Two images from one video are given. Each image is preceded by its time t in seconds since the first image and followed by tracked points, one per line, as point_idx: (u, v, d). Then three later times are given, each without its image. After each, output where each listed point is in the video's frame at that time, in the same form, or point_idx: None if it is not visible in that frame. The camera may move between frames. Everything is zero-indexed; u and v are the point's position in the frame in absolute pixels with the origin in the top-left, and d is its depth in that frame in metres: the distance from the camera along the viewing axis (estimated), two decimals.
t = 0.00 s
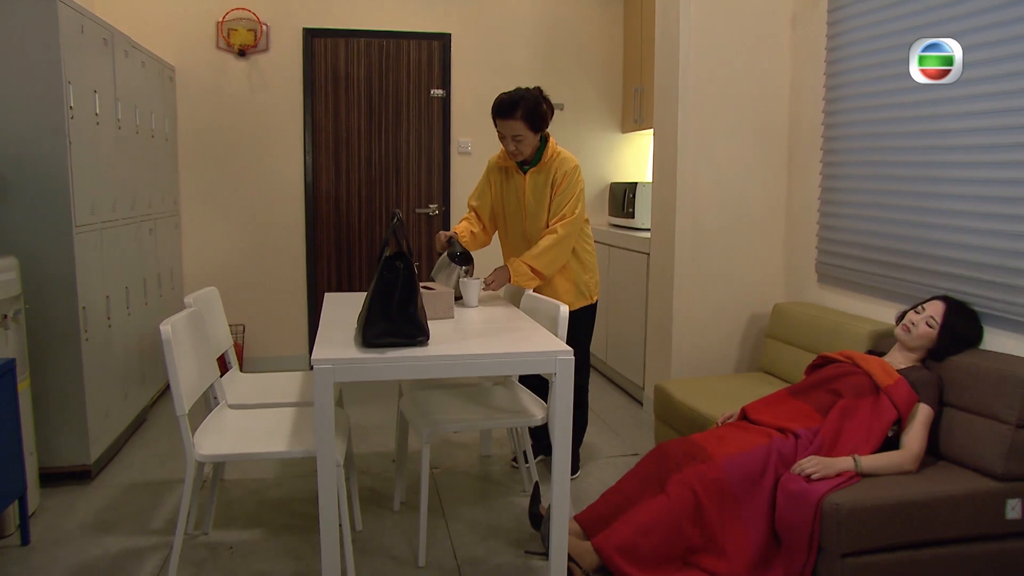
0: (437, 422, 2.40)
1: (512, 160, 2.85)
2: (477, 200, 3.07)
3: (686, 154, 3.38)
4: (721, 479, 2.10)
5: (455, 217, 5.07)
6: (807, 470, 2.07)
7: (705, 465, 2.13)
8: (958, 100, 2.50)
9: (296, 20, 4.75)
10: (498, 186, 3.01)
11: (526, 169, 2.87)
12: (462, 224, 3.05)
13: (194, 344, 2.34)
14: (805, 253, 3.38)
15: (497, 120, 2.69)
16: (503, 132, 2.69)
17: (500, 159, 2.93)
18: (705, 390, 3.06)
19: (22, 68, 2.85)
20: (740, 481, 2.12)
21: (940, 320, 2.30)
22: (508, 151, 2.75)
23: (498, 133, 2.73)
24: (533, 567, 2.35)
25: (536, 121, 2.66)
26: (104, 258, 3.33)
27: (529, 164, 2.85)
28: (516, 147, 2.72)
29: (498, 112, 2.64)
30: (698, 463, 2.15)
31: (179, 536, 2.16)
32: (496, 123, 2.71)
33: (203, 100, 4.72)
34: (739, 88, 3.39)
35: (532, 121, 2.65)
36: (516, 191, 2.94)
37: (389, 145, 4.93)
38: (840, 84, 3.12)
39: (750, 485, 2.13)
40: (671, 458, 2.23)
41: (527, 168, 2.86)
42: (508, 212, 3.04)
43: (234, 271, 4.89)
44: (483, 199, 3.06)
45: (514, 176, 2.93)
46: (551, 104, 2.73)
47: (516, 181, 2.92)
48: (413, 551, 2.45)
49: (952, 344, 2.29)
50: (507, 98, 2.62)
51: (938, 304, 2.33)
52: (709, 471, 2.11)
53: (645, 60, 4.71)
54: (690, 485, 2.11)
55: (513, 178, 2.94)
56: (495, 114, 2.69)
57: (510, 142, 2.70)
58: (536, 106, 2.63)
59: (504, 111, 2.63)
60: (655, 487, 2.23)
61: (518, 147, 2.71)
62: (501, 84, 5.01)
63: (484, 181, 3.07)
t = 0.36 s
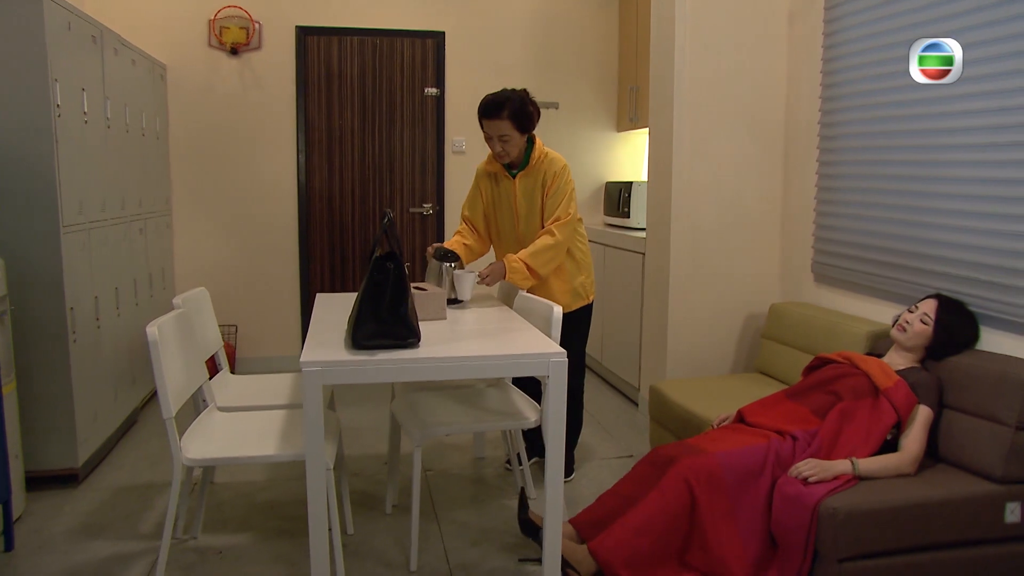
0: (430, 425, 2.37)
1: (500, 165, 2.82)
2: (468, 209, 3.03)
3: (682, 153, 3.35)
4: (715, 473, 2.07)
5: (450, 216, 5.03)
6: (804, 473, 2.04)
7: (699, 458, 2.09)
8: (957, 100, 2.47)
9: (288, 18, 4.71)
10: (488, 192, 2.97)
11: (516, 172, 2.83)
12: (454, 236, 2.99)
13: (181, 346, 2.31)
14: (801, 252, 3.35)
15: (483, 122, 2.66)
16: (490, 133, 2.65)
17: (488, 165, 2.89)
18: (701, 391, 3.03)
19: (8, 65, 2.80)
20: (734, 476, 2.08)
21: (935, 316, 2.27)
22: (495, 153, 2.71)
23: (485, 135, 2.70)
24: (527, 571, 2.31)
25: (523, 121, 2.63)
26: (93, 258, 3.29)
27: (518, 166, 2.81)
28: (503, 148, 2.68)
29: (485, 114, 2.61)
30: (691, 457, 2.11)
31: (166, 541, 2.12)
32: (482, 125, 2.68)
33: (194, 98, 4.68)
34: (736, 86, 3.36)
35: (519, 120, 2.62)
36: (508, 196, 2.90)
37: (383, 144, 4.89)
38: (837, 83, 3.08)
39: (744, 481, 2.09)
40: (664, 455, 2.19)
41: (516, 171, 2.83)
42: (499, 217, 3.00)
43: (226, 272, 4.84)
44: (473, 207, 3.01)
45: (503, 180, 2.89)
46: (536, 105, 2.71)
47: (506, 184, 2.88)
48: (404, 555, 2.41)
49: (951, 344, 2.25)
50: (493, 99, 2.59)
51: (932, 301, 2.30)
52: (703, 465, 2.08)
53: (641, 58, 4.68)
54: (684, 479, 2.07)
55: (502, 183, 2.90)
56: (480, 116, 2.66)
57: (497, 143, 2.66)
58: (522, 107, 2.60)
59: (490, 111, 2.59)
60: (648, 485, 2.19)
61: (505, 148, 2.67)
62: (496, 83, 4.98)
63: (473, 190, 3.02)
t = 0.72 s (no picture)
0: (422, 428, 2.33)
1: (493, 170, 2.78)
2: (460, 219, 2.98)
3: (678, 152, 3.31)
4: (715, 487, 2.05)
5: (444, 216, 4.99)
6: (802, 477, 2.01)
7: (698, 474, 2.08)
8: (956, 100, 2.43)
9: (281, 15, 4.66)
10: (481, 198, 2.92)
11: (510, 176, 2.80)
12: (446, 244, 2.92)
13: (168, 349, 2.26)
14: (798, 252, 3.31)
15: (475, 125, 2.62)
16: (483, 136, 2.60)
17: (480, 170, 2.85)
18: (697, 392, 3.00)
19: None
20: (733, 489, 2.06)
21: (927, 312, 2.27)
22: (488, 157, 2.66)
23: (477, 139, 2.65)
24: None
25: (516, 121, 2.61)
26: (82, 259, 3.24)
27: (512, 170, 2.78)
28: (497, 152, 2.63)
29: (478, 116, 2.57)
30: (691, 473, 2.09)
31: (152, 547, 2.08)
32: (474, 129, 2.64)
33: (186, 96, 4.63)
34: (732, 84, 3.33)
35: (512, 121, 2.60)
36: (502, 201, 2.86)
37: (377, 143, 4.85)
38: (835, 81, 3.04)
39: (743, 493, 2.07)
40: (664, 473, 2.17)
41: (509, 175, 2.80)
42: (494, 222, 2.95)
43: (219, 272, 4.80)
44: (465, 214, 2.95)
45: (497, 184, 2.85)
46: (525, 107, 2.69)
47: (501, 189, 2.84)
48: (396, 560, 2.37)
49: (946, 345, 2.24)
50: (484, 101, 2.56)
51: (924, 299, 2.30)
52: (702, 479, 2.06)
53: (637, 56, 4.65)
54: (683, 495, 2.05)
55: (495, 187, 2.86)
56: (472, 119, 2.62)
57: (491, 146, 2.61)
58: (514, 107, 2.58)
59: (483, 113, 2.56)
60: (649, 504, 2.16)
61: (499, 151, 2.63)
62: (491, 81, 4.94)
63: (464, 197, 2.97)
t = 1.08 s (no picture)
0: (410, 432, 2.29)
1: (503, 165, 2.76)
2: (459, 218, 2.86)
3: (672, 150, 3.27)
4: (713, 503, 2.03)
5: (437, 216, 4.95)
6: (797, 481, 1.98)
7: (695, 490, 2.06)
8: (955, 98, 2.39)
9: (271, 13, 4.61)
10: (485, 195, 2.84)
11: (523, 171, 2.78)
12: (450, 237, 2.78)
13: (152, 351, 2.21)
14: (794, 251, 3.28)
15: (493, 118, 2.59)
16: (502, 128, 2.57)
17: (490, 164, 2.80)
18: (691, 394, 2.96)
19: None
20: (731, 502, 2.04)
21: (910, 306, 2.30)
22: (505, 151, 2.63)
23: (493, 133, 2.62)
24: None
25: (533, 115, 2.62)
26: (67, 259, 3.19)
27: (525, 165, 2.78)
28: (515, 146, 2.61)
29: (500, 107, 2.55)
30: (689, 489, 2.08)
31: (135, 554, 2.03)
32: (491, 122, 2.61)
33: (175, 95, 4.58)
34: (726, 82, 3.30)
35: (531, 114, 2.60)
36: (510, 198, 2.81)
37: (368, 142, 4.81)
38: (832, 79, 3.01)
39: (741, 506, 2.05)
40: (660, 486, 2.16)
41: (520, 171, 2.78)
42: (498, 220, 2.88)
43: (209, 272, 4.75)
44: (469, 211, 2.85)
45: (506, 180, 2.80)
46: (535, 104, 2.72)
47: (510, 185, 2.80)
48: (385, 565, 2.33)
49: (938, 345, 2.24)
50: (505, 92, 2.54)
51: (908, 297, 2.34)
52: (701, 495, 2.04)
53: (631, 54, 4.61)
54: (683, 514, 2.03)
55: (503, 184, 2.81)
56: (490, 113, 2.59)
57: (511, 139, 2.59)
58: (534, 100, 2.59)
59: (506, 105, 2.55)
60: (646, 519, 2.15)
61: (518, 143, 2.60)
62: (484, 79, 4.90)
63: (466, 194, 2.87)
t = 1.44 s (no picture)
0: (395, 436, 2.25)
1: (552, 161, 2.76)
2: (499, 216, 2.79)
3: (664, 149, 3.24)
4: (704, 508, 2.00)
5: (426, 215, 4.90)
6: (790, 486, 1.94)
7: (687, 495, 2.03)
8: (952, 98, 2.34)
9: (259, 10, 4.55)
10: (528, 190, 2.80)
11: (568, 166, 2.79)
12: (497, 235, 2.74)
13: (131, 355, 2.15)
14: (786, 251, 3.25)
15: (560, 111, 2.64)
16: (572, 120, 2.63)
17: (535, 157, 2.78)
18: (683, 395, 2.93)
19: None
20: (723, 508, 2.01)
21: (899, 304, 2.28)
22: (568, 145, 2.68)
23: (558, 125, 2.66)
24: None
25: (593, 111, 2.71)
26: (48, 260, 3.13)
27: (570, 161, 2.79)
28: (578, 140, 2.67)
29: (573, 99, 2.61)
30: (680, 494, 2.04)
31: (112, 564, 1.98)
32: (557, 114, 2.65)
33: (161, 93, 4.51)
34: (718, 80, 3.26)
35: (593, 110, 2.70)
36: (554, 193, 2.79)
37: (357, 140, 4.75)
38: (825, 77, 2.97)
39: (733, 511, 2.02)
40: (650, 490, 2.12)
41: (566, 167, 2.79)
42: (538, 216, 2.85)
43: (195, 272, 4.69)
44: (511, 204, 2.80)
45: (550, 175, 2.79)
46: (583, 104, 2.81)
47: (554, 181, 2.79)
48: (371, 572, 2.29)
49: (932, 347, 2.20)
50: (578, 84, 2.63)
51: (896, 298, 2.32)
52: (691, 500, 2.01)
53: (622, 52, 4.57)
54: (673, 519, 2.00)
55: (547, 179, 2.79)
56: (558, 104, 2.64)
57: (577, 133, 2.65)
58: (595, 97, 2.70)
59: (579, 97, 2.62)
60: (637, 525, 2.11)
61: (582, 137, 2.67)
62: (474, 77, 4.85)
63: (508, 188, 2.82)
